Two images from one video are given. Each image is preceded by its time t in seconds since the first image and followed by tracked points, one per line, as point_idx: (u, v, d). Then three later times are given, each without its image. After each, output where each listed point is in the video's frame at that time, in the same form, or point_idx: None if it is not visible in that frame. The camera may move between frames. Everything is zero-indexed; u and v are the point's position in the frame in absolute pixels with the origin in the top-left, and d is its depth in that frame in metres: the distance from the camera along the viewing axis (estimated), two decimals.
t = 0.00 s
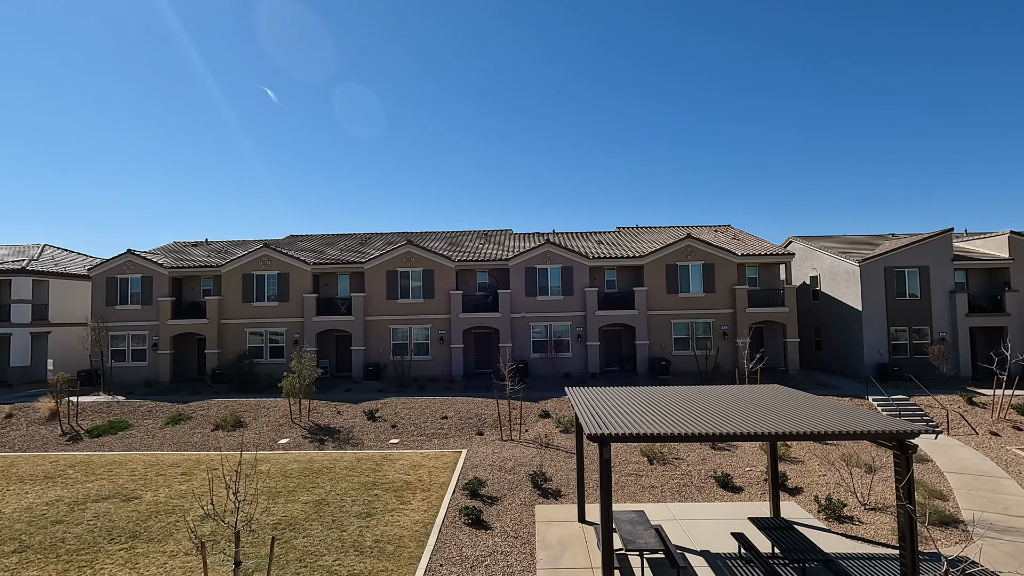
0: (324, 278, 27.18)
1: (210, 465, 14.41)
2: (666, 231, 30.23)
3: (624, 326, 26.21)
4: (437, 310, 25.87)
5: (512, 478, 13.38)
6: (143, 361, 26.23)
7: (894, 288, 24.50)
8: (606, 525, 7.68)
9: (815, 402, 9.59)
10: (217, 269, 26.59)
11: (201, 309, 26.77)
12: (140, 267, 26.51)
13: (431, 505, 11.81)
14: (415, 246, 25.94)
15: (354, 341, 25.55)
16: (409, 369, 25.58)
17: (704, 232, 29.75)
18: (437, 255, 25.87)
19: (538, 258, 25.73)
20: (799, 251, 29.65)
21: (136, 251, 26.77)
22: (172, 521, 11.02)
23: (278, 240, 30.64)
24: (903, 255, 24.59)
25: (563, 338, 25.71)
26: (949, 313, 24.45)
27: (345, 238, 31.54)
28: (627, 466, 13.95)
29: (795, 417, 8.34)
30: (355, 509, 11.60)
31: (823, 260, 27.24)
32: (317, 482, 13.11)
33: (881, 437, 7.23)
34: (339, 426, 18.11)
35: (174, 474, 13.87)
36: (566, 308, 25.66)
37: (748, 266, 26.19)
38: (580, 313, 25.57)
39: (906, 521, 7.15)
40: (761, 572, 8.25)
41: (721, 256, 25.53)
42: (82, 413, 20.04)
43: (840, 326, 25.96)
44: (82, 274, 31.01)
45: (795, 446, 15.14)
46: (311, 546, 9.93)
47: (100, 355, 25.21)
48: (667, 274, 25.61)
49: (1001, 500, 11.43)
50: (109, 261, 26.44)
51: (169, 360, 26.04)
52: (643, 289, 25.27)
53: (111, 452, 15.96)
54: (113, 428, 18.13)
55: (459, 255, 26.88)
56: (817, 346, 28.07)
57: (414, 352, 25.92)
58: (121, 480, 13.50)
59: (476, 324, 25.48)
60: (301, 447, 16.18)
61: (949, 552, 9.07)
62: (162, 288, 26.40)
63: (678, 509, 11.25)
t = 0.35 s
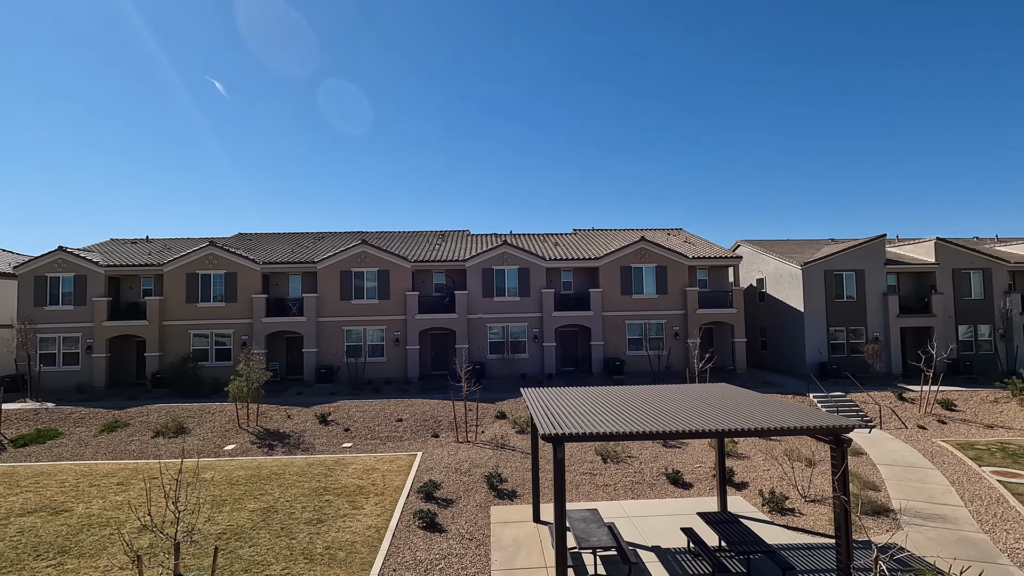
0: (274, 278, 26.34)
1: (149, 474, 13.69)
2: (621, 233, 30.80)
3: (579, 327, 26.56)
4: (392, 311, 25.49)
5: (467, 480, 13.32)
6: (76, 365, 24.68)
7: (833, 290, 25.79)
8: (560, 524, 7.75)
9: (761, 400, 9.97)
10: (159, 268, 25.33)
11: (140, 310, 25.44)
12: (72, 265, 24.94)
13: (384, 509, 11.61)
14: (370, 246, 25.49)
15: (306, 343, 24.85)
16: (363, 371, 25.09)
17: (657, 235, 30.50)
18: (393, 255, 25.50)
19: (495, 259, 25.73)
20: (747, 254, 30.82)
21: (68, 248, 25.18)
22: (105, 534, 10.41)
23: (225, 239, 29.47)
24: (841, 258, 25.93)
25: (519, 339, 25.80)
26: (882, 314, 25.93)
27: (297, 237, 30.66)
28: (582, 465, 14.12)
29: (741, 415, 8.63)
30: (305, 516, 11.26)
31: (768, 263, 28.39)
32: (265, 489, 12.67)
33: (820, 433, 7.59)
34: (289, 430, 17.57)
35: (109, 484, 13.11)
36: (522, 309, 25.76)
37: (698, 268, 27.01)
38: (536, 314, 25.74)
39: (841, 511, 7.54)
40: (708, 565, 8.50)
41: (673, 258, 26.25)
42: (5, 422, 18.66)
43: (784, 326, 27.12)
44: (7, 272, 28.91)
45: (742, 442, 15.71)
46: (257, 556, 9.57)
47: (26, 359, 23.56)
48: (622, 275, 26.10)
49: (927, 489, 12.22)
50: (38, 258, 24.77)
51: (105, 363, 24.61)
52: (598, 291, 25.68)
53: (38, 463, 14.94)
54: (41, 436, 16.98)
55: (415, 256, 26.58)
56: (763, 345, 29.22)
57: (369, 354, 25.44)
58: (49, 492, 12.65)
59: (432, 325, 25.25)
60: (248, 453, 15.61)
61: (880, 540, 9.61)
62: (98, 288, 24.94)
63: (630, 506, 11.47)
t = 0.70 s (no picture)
0: (227, 278, 25.47)
1: (90, 484, 13.01)
2: (582, 235, 31.14)
3: (541, 328, 26.70)
4: (352, 312, 25.03)
5: (428, 483, 13.19)
6: (9, 370, 23.21)
7: (785, 292, 26.78)
8: (520, 524, 7.76)
9: (716, 398, 10.23)
10: (103, 267, 24.11)
11: (82, 311, 24.15)
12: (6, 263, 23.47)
13: (342, 514, 11.37)
14: (329, 245, 24.97)
15: (261, 345, 24.10)
16: (321, 374, 24.53)
17: (618, 237, 30.99)
18: (353, 255, 25.04)
19: (458, 259, 25.61)
20: (704, 257, 31.66)
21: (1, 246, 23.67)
22: (41, 548, 9.83)
23: (175, 237, 28.33)
24: (792, 262, 26.94)
25: (481, 341, 25.73)
26: (830, 315, 27.08)
27: (252, 236, 29.75)
28: (543, 465, 14.20)
29: (696, 413, 8.83)
30: (258, 523, 10.92)
31: (724, 265, 29.23)
32: (216, 497, 12.21)
33: (771, 429, 7.84)
34: (242, 435, 17.00)
35: (46, 495, 12.39)
36: (484, 310, 25.72)
37: (658, 270, 27.58)
38: (498, 315, 25.74)
39: (789, 505, 7.81)
40: (665, 561, 8.68)
41: (633, 260, 26.71)
42: None
43: (739, 326, 27.98)
44: None
45: (698, 440, 16.10)
46: (206, 566, 9.21)
47: None
48: (583, 277, 26.39)
49: (869, 482, 12.81)
50: None
51: (42, 367, 23.25)
52: (560, 292, 25.89)
53: None
54: None
55: (376, 257, 26.18)
56: (719, 345, 30.07)
57: (328, 356, 24.88)
58: None
59: (393, 327, 24.92)
60: (198, 459, 15.03)
61: (827, 532, 10.02)
62: (34, 288, 23.53)
63: (590, 504, 11.60)
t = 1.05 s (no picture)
0: (181, 278, 24.53)
1: (28, 495, 12.30)
2: (547, 236, 31.33)
3: (506, 329, 26.73)
4: (312, 313, 24.49)
5: (390, 486, 13.01)
6: None
7: (742, 293, 27.58)
8: (481, 526, 7.73)
9: (675, 396, 10.45)
10: (44, 266, 22.86)
11: (21, 312, 22.83)
12: None
13: (299, 520, 11.08)
14: (289, 244, 24.37)
15: (217, 347, 23.30)
16: (280, 376, 23.89)
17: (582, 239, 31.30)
18: (313, 255, 24.50)
19: (422, 260, 25.37)
20: (665, 258, 32.31)
21: None
22: None
23: (124, 235, 27.12)
24: (749, 264, 27.78)
25: (445, 342, 25.56)
26: (785, 315, 28.03)
27: (207, 234, 28.75)
28: (506, 466, 14.21)
29: (656, 412, 8.98)
30: (211, 531, 10.54)
31: (684, 267, 29.88)
32: (165, 505, 11.73)
33: (726, 426, 8.05)
34: (195, 440, 16.40)
35: None
36: (449, 311, 25.58)
37: (621, 271, 27.99)
38: (463, 316, 25.64)
39: (742, 501, 8.02)
40: (625, 559, 8.81)
41: (596, 261, 27.03)
42: None
43: (699, 327, 28.66)
44: None
45: (659, 439, 16.40)
46: None
47: None
48: (548, 278, 26.55)
49: (820, 476, 13.32)
50: None
51: None
52: (525, 293, 25.99)
53: None
54: None
55: (338, 256, 25.70)
56: (679, 345, 30.73)
57: (287, 358, 24.27)
58: None
59: (356, 328, 24.51)
60: (148, 467, 14.42)
61: (779, 525, 10.35)
62: None
63: (552, 504, 11.66)
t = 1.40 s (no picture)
0: (130, 278, 23.50)
1: None
2: (511, 237, 31.38)
3: (470, 331, 26.62)
4: (271, 315, 23.85)
5: (349, 491, 12.77)
6: None
7: (702, 295, 28.24)
8: (440, 530, 7.66)
9: (635, 396, 10.61)
10: None
11: None
12: None
13: (254, 528, 10.75)
14: (246, 244, 23.67)
15: (168, 350, 22.41)
16: (236, 380, 23.15)
17: (546, 240, 31.50)
18: (272, 255, 23.86)
19: (385, 261, 25.05)
20: (628, 260, 32.81)
21: None
22: None
23: (68, 233, 25.82)
24: (708, 266, 28.48)
25: (409, 343, 25.27)
26: (742, 316, 28.84)
27: (159, 233, 27.63)
28: (469, 468, 14.14)
29: (615, 412, 9.09)
30: (159, 543, 10.11)
31: (646, 269, 30.41)
32: (110, 517, 11.19)
33: (682, 425, 8.21)
34: (144, 448, 15.71)
35: None
36: (412, 312, 25.31)
37: (584, 273, 28.27)
38: (427, 317, 25.41)
39: (697, 498, 8.20)
40: (584, 558, 8.88)
41: (560, 263, 27.24)
42: None
43: (660, 327, 29.20)
44: None
45: (620, 438, 16.61)
46: None
47: None
48: (512, 279, 26.58)
49: (773, 471, 13.74)
50: None
51: None
52: (489, 294, 25.95)
53: None
54: None
55: (297, 257, 25.10)
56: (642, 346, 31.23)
57: (243, 361, 23.55)
58: None
59: (316, 330, 23.99)
60: (91, 477, 13.74)
61: (734, 520, 10.63)
62: None
63: (514, 505, 11.66)
